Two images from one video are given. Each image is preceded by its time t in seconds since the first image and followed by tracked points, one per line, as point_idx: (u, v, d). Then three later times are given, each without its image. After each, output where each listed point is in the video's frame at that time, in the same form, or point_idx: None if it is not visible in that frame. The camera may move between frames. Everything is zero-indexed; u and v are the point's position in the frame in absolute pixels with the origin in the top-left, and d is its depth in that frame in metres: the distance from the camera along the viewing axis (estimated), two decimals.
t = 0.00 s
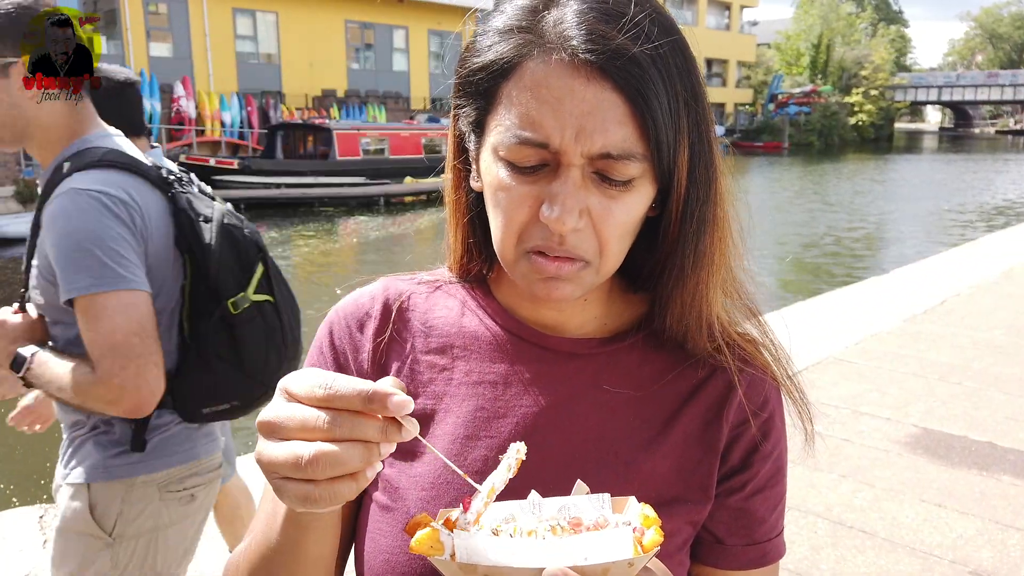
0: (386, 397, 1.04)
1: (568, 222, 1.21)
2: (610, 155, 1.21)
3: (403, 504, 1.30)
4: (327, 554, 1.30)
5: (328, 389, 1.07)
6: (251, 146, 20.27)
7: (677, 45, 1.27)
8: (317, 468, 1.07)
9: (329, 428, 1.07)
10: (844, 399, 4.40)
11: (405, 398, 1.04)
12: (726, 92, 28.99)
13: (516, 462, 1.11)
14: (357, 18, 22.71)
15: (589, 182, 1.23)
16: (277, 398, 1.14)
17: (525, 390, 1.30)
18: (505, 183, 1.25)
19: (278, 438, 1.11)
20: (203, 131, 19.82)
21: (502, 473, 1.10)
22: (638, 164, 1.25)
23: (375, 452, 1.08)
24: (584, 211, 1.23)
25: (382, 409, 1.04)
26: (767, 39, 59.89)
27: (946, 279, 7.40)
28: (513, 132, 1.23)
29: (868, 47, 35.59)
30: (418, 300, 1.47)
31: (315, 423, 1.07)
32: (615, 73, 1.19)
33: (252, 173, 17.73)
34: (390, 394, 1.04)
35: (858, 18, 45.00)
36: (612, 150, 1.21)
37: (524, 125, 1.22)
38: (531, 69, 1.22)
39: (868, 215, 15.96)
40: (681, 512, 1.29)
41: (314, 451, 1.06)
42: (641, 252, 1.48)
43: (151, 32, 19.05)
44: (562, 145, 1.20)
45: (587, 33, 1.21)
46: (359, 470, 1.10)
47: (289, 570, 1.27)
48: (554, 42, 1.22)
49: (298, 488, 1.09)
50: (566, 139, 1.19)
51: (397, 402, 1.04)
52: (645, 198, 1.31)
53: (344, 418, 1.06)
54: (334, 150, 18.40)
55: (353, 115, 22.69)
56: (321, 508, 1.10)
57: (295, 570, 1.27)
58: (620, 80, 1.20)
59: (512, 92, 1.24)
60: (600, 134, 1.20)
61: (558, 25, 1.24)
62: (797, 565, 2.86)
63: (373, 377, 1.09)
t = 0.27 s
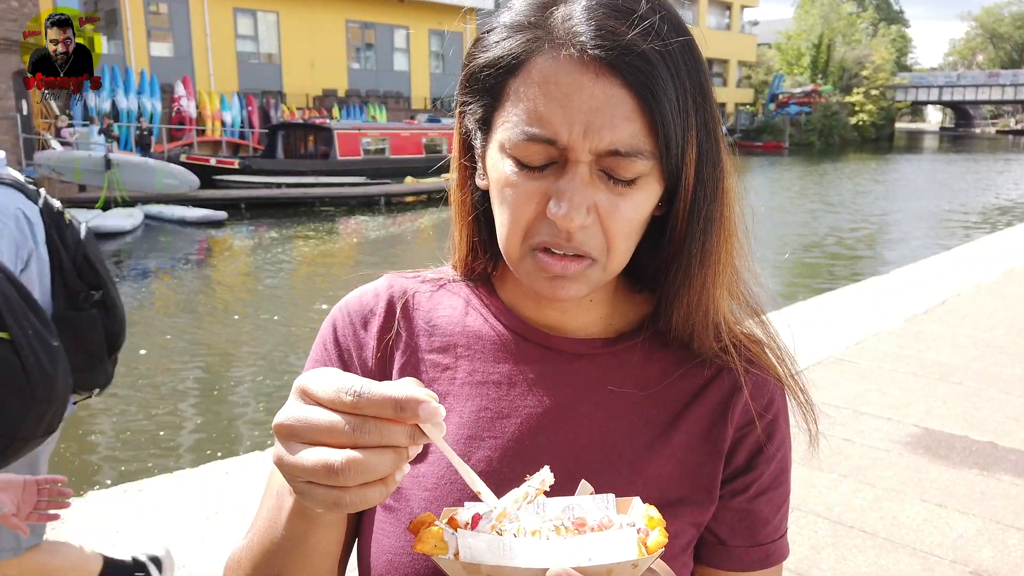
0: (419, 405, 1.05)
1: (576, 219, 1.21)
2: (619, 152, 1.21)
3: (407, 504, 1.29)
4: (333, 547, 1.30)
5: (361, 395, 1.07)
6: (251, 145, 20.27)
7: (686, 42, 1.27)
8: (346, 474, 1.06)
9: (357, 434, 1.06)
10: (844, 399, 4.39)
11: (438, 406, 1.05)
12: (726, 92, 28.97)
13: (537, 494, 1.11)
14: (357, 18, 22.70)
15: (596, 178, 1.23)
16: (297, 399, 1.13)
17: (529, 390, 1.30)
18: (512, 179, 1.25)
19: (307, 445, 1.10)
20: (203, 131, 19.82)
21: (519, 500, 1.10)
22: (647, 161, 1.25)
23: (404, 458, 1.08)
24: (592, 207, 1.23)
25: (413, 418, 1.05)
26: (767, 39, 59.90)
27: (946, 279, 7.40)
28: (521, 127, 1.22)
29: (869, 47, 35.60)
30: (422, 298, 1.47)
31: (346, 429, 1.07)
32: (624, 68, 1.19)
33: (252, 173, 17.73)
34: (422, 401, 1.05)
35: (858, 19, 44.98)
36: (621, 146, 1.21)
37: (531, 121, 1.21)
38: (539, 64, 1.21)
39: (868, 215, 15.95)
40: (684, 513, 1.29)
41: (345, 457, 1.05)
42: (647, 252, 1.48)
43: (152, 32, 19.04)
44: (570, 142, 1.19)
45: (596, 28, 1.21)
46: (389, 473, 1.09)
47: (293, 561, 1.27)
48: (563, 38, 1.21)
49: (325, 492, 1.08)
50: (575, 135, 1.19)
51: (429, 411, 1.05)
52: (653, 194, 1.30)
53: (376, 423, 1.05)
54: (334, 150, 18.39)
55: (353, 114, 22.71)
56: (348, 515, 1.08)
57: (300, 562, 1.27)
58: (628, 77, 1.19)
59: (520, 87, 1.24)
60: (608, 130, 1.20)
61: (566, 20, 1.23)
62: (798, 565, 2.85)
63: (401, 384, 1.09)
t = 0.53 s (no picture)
0: (406, 408, 1.03)
1: (577, 205, 1.20)
2: (617, 136, 1.22)
3: (405, 508, 1.29)
4: (336, 554, 1.29)
5: (349, 398, 1.06)
6: (252, 145, 20.27)
7: (681, 26, 1.29)
8: (340, 478, 1.05)
9: (346, 439, 1.06)
10: (845, 399, 4.38)
11: (426, 408, 1.04)
12: (727, 92, 28.93)
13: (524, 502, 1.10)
14: (357, 18, 22.70)
15: (596, 164, 1.23)
16: (287, 408, 1.12)
17: (529, 389, 1.29)
18: (512, 168, 1.24)
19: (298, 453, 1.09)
20: (204, 131, 19.82)
21: (504, 507, 1.09)
22: (647, 144, 1.25)
23: (397, 461, 1.07)
24: (592, 194, 1.23)
25: (401, 421, 1.03)
26: (769, 40, 59.88)
27: (947, 279, 7.39)
28: (520, 114, 1.23)
29: (870, 47, 35.57)
30: (422, 298, 1.46)
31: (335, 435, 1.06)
32: (621, 50, 1.20)
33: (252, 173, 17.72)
34: (410, 403, 1.03)
35: (859, 20, 44.93)
36: (621, 129, 1.22)
37: (530, 108, 1.22)
38: (537, 52, 1.22)
39: (870, 215, 15.92)
40: (685, 516, 1.28)
41: (336, 461, 1.05)
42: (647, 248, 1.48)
43: (153, 32, 19.05)
44: (569, 126, 1.20)
45: (592, 12, 1.23)
46: (382, 476, 1.08)
47: (295, 570, 1.26)
48: (560, 23, 1.22)
49: (319, 500, 1.07)
50: (573, 120, 1.20)
51: (416, 413, 1.03)
52: (654, 183, 1.30)
53: (366, 427, 1.05)
54: (335, 150, 18.38)
55: (354, 114, 22.70)
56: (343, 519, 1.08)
57: (303, 568, 1.27)
58: (625, 57, 1.21)
59: (518, 75, 1.25)
60: (607, 113, 1.21)
61: (562, 6, 1.24)
62: (798, 565, 2.85)
63: (391, 387, 1.07)
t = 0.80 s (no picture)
0: (381, 390, 1.03)
1: (567, 188, 1.20)
2: (605, 120, 1.23)
3: (399, 505, 1.29)
4: (338, 553, 1.29)
5: (321, 390, 1.06)
6: (252, 145, 20.27)
7: (664, 12, 1.31)
8: (324, 466, 1.05)
9: (324, 428, 1.06)
10: (846, 399, 4.37)
11: (401, 387, 1.03)
12: (727, 92, 28.92)
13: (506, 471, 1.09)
14: (358, 18, 22.69)
15: (585, 148, 1.24)
16: (267, 407, 1.13)
17: (522, 385, 1.29)
18: (502, 158, 1.25)
19: (279, 446, 1.09)
20: (204, 131, 19.82)
21: (486, 476, 1.08)
22: (635, 127, 1.26)
23: (379, 443, 1.07)
24: (583, 177, 1.23)
25: (378, 403, 1.03)
26: (769, 39, 59.86)
27: (947, 279, 7.38)
28: (508, 102, 1.24)
29: (871, 47, 35.55)
30: (416, 296, 1.47)
31: (312, 424, 1.06)
32: (605, 33, 1.22)
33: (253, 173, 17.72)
34: (385, 385, 1.04)
35: (859, 19, 44.89)
36: (608, 111, 1.23)
37: (518, 94, 1.24)
38: (525, 39, 1.24)
39: (870, 215, 15.91)
40: (680, 513, 1.28)
41: (312, 452, 1.06)
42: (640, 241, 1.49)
43: (154, 32, 19.05)
44: (556, 111, 1.22)
45: None
46: (368, 460, 1.08)
47: (298, 568, 1.26)
48: (545, 11, 1.24)
49: (308, 489, 1.08)
50: (560, 104, 1.22)
51: (392, 393, 1.03)
52: (644, 169, 1.31)
53: (345, 414, 1.05)
54: (335, 149, 18.38)
55: (354, 114, 22.70)
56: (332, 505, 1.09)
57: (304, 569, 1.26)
58: (610, 40, 1.22)
59: (506, 64, 1.26)
60: (594, 97, 1.22)
61: None
62: (798, 565, 2.85)
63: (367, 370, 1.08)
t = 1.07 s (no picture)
0: (379, 362, 1.05)
1: (564, 181, 1.20)
2: (599, 114, 1.23)
3: (397, 502, 1.30)
4: (338, 548, 1.29)
5: (322, 365, 1.08)
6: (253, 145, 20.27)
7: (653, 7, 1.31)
8: (322, 441, 1.06)
9: (327, 402, 1.07)
10: (847, 399, 4.37)
11: (398, 360, 1.05)
12: (727, 92, 28.92)
13: (504, 434, 1.12)
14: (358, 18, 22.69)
15: (579, 143, 1.24)
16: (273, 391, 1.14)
17: (518, 384, 1.29)
18: (498, 155, 1.26)
19: (278, 426, 1.10)
20: (205, 131, 19.82)
21: (487, 443, 1.11)
22: (629, 120, 1.26)
23: (378, 420, 1.07)
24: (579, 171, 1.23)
25: (378, 375, 1.05)
26: (770, 39, 59.83)
27: (948, 279, 7.39)
28: (501, 99, 1.25)
29: (871, 47, 35.54)
30: (415, 296, 1.47)
31: (313, 400, 1.07)
32: (596, 26, 1.22)
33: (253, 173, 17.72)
34: (383, 358, 1.05)
35: (860, 19, 44.88)
36: (603, 103, 1.23)
37: (511, 90, 1.24)
38: (516, 36, 1.24)
39: (871, 215, 15.90)
40: (677, 511, 1.28)
41: (312, 427, 1.06)
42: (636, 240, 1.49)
43: (155, 32, 19.05)
44: (551, 105, 1.22)
45: None
46: (370, 439, 1.09)
47: (298, 565, 1.27)
48: (536, 7, 1.25)
49: (309, 469, 1.08)
50: (554, 97, 1.22)
51: (390, 365, 1.04)
52: (639, 163, 1.31)
53: (345, 390, 1.06)
54: (336, 150, 18.38)
55: (355, 114, 22.70)
56: (333, 486, 1.09)
57: (305, 565, 1.27)
58: (600, 34, 1.22)
59: (499, 63, 1.27)
60: (587, 89, 1.22)
61: None
62: (799, 565, 2.85)
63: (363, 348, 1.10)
